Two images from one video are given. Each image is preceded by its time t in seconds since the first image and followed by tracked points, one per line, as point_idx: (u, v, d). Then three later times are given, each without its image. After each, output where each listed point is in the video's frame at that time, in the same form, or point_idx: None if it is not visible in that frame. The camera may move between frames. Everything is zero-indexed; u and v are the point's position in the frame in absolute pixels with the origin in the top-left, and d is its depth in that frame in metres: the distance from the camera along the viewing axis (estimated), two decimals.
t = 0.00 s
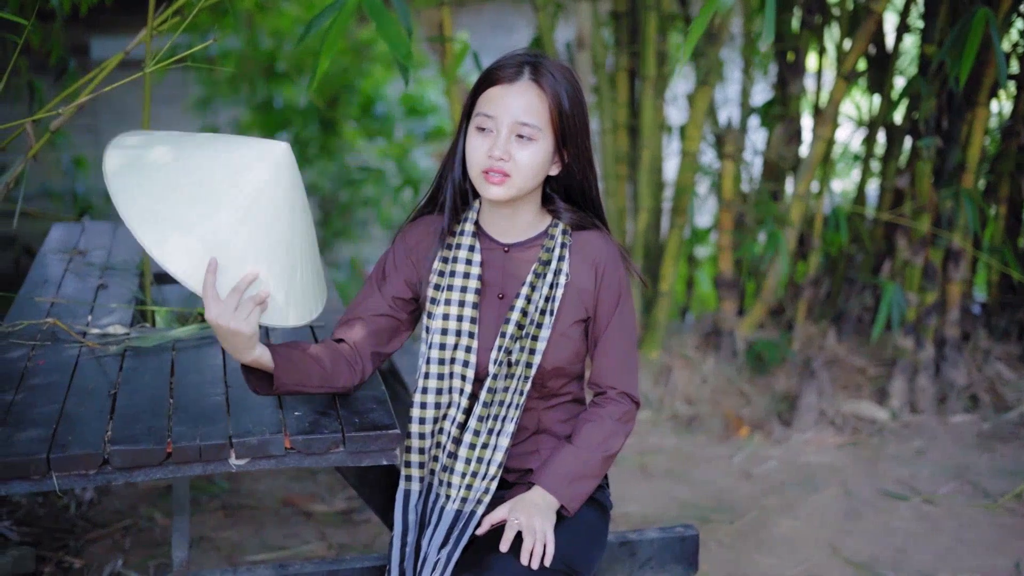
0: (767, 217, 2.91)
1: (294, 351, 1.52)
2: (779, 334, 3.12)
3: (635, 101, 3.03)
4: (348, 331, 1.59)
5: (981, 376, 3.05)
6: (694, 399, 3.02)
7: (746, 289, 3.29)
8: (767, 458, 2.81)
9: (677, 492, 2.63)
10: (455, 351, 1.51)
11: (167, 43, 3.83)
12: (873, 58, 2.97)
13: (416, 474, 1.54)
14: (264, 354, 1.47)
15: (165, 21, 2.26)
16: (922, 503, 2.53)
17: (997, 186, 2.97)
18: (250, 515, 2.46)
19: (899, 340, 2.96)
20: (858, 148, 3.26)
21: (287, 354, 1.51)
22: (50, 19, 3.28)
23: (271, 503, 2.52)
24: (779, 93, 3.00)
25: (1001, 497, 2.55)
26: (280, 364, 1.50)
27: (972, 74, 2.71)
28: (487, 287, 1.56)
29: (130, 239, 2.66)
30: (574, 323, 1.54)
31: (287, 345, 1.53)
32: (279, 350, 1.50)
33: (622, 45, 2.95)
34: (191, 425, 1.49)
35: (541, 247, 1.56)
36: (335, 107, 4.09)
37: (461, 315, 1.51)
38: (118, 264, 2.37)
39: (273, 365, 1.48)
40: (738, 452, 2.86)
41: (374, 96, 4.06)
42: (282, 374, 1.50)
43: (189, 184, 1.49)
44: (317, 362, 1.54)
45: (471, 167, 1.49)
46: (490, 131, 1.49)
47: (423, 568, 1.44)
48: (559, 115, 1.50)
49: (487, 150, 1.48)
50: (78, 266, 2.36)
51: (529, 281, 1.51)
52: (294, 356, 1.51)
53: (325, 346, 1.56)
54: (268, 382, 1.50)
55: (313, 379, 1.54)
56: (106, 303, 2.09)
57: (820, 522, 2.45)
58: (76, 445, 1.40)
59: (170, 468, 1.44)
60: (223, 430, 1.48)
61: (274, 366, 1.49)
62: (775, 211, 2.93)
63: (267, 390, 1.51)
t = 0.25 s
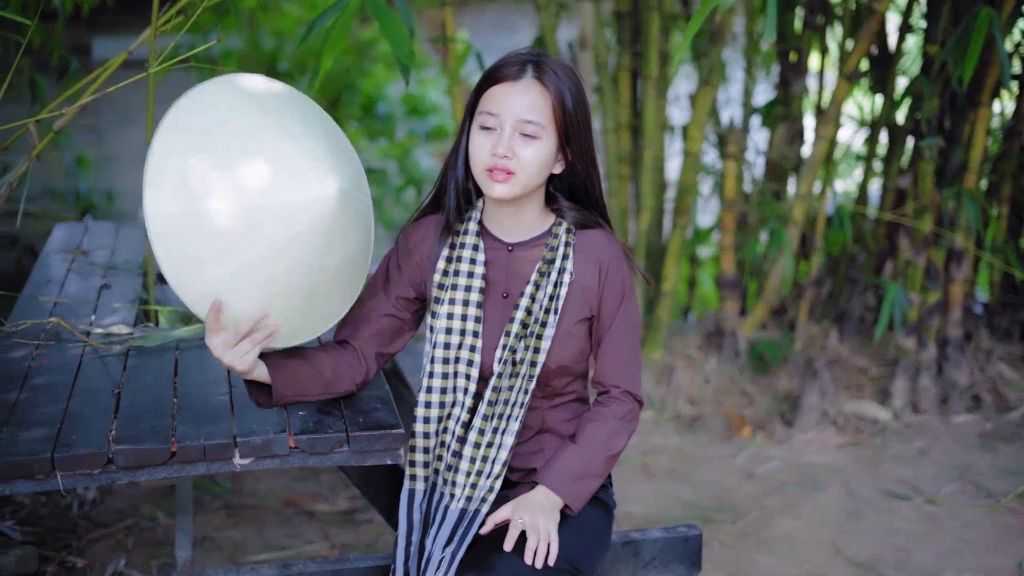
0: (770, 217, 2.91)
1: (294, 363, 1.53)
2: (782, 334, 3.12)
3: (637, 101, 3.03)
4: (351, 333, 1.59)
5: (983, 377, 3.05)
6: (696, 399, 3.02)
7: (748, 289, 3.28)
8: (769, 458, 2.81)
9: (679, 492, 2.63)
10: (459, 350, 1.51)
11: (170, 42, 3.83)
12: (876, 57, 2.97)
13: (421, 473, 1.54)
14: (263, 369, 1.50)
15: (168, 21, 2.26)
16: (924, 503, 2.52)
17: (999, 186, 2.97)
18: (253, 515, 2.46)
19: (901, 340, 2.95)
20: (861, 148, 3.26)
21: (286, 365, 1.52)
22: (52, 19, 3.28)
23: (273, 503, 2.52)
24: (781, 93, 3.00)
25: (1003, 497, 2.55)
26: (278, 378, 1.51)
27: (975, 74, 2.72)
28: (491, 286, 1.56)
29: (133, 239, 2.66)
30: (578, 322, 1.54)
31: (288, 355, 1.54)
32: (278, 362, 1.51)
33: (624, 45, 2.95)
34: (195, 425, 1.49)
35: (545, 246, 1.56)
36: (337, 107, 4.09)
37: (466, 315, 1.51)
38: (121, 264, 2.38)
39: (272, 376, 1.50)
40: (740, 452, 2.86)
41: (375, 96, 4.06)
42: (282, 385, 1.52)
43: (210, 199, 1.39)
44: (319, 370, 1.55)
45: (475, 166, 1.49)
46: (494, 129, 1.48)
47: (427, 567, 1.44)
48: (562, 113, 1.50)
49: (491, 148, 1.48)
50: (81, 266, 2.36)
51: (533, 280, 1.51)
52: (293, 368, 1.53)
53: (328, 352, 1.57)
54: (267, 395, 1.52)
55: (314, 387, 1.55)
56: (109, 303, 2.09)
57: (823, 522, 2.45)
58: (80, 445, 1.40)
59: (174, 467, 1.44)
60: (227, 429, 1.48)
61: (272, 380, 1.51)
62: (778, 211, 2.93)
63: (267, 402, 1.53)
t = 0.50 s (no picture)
0: (771, 216, 2.91)
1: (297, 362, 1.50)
2: (783, 334, 3.12)
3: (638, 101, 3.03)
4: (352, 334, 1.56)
5: (984, 376, 3.05)
6: (698, 399, 3.02)
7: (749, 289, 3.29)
8: (771, 458, 2.81)
9: (681, 492, 2.63)
10: (462, 349, 1.51)
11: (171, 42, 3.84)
12: (877, 57, 2.97)
13: (423, 472, 1.53)
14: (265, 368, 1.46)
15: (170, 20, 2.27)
16: (925, 503, 2.52)
17: (1000, 185, 2.97)
18: (254, 514, 2.46)
19: (903, 340, 2.95)
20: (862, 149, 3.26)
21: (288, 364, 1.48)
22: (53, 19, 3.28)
23: (275, 502, 2.52)
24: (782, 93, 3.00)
25: (1005, 497, 2.55)
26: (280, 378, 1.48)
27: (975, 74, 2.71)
28: (494, 285, 1.57)
29: (135, 238, 2.66)
30: (580, 320, 1.54)
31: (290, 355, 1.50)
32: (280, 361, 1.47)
33: (625, 45, 2.95)
34: (198, 424, 1.49)
35: (548, 245, 1.56)
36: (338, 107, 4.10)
37: (468, 313, 1.51)
38: (123, 264, 2.38)
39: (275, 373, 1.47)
40: (741, 451, 2.86)
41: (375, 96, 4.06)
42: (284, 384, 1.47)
43: (219, 273, 1.21)
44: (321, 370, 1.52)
45: (478, 165, 1.49)
46: (496, 127, 1.48)
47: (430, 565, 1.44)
48: (564, 110, 1.50)
49: (494, 147, 1.48)
50: (83, 265, 2.37)
51: (536, 279, 1.51)
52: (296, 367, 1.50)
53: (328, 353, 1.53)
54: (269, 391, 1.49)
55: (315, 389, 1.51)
56: (111, 302, 2.09)
57: (824, 522, 2.45)
58: (83, 444, 1.40)
59: (176, 466, 1.44)
60: (230, 428, 1.48)
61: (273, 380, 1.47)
62: (779, 211, 2.93)
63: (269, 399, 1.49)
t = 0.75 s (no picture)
0: (772, 216, 2.91)
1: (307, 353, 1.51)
2: (784, 334, 3.12)
3: (640, 101, 3.03)
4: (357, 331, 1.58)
5: (986, 376, 3.05)
6: (699, 399, 3.02)
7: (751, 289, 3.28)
8: (772, 458, 2.81)
9: (682, 492, 2.63)
10: (465, 348, 1.51)
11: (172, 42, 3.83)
12: (879, 56, 2.96)
13: (426, 472, 1.53)
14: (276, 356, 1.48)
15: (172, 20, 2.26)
16: (927, 503, 2.52)
17: (1002, 185, 2.97)
18: (256, 514, 2.46)
19: (904, 340, 2.95)
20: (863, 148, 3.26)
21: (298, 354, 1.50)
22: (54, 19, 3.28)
23: (276, 502, 2.52)
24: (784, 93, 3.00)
25: (1006, 497, 2.55)
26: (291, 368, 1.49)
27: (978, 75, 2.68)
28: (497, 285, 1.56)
29: (138, 238, 2.66)
30: (583, 320, 1.54)
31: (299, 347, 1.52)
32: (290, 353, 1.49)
33: (627, 44, 2.95)
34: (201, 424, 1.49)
35: (551, 244, 1.56)
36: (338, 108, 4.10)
37: (471, 312, 1.51)
38: (125, 264, 2.37)
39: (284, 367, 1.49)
40: (743, 451, 2.86)
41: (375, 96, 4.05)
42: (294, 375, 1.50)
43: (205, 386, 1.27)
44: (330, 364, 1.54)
45: (481, 165, 1.49)
46: (499, 126, 1.48)
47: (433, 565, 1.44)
48: (566, 109, 1.50)
49: (497, 146, 1.47)
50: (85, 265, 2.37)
51: (539, 278, 1.51)
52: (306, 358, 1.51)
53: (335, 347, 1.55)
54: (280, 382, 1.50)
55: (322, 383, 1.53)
56: (113, 302, 2.09)
57: (826, 522, 2.45)
58: (86, 444, 1.40)
59: (179, 467, 1.44)
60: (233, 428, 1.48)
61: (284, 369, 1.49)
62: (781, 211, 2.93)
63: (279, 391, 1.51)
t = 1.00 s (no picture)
0: (772, 216, 2.91)
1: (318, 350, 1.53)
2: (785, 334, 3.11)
3: (640, 101, 3.02)
4: (363, 330, 1.59)
5: (987, 376, 3.04)
6: (700, 399, 3.02)
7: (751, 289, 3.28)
8: (774, 458, 2.81)
9: (684, 492, 2.63)
10: (468, 348, 1.51)
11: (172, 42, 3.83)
12: (880, 56, 2.96)
13: (430, 471, 1.54)
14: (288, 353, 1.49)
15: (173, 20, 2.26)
16: (928, 503, 2.52)
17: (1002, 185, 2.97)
18: (257, 514, 2.46)
19: (905, 340, 2.95)
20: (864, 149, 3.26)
21: (309, 351, 1.51)
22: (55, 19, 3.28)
23: (277, 502, 2.52)
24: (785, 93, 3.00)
25: (1008, 497, 2.55)
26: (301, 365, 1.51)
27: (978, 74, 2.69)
28: (500, 284, 1.56)
29: (139, 238, 2.66)
30: (586, 320, 1.54)
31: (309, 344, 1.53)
32: (301, 351, 1.50)
33: (627, 44, 2.94)
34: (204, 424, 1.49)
35: (554, 244, 1.56)
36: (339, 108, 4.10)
37: (475, 312, 1.51)
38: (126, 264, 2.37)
39: (292, 365, 1.50)
40: (744, 451, 2.86)
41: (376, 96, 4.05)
42: (302, 372, 1.51)
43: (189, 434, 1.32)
44: (336, 362, 1.55)
45: (485, 164, 1.49)
46: (503, 125, 1.48)
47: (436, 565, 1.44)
48: (570, 108, 1.50)
49: (501, 145, 1.47)
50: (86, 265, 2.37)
51: (542, 278, 1.51)
52: (316, 355, 1.52)
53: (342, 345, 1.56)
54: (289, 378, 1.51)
55: (327, 381, 1.55)
56: (114, 302, 2.09)
57: (827, 522, 2.45)
58: (89, 444, 1.40)
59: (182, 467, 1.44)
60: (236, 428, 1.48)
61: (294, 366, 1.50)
62: (782, 211, 2.93)
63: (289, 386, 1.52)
